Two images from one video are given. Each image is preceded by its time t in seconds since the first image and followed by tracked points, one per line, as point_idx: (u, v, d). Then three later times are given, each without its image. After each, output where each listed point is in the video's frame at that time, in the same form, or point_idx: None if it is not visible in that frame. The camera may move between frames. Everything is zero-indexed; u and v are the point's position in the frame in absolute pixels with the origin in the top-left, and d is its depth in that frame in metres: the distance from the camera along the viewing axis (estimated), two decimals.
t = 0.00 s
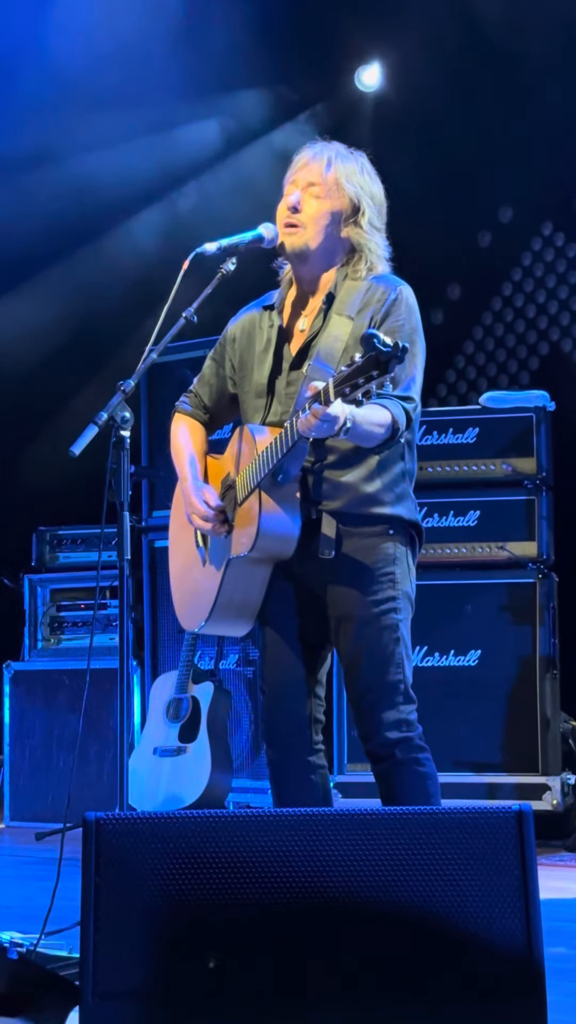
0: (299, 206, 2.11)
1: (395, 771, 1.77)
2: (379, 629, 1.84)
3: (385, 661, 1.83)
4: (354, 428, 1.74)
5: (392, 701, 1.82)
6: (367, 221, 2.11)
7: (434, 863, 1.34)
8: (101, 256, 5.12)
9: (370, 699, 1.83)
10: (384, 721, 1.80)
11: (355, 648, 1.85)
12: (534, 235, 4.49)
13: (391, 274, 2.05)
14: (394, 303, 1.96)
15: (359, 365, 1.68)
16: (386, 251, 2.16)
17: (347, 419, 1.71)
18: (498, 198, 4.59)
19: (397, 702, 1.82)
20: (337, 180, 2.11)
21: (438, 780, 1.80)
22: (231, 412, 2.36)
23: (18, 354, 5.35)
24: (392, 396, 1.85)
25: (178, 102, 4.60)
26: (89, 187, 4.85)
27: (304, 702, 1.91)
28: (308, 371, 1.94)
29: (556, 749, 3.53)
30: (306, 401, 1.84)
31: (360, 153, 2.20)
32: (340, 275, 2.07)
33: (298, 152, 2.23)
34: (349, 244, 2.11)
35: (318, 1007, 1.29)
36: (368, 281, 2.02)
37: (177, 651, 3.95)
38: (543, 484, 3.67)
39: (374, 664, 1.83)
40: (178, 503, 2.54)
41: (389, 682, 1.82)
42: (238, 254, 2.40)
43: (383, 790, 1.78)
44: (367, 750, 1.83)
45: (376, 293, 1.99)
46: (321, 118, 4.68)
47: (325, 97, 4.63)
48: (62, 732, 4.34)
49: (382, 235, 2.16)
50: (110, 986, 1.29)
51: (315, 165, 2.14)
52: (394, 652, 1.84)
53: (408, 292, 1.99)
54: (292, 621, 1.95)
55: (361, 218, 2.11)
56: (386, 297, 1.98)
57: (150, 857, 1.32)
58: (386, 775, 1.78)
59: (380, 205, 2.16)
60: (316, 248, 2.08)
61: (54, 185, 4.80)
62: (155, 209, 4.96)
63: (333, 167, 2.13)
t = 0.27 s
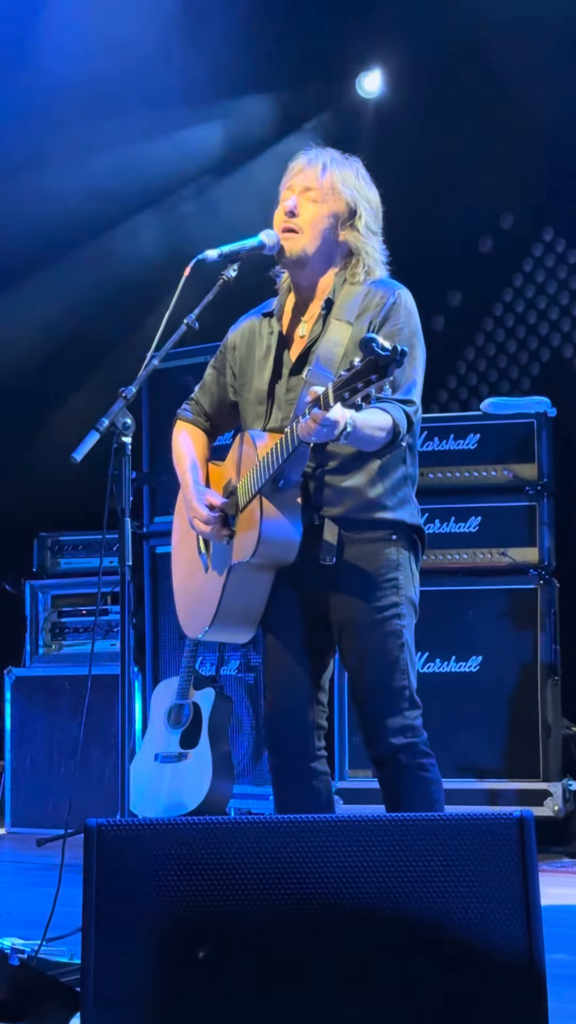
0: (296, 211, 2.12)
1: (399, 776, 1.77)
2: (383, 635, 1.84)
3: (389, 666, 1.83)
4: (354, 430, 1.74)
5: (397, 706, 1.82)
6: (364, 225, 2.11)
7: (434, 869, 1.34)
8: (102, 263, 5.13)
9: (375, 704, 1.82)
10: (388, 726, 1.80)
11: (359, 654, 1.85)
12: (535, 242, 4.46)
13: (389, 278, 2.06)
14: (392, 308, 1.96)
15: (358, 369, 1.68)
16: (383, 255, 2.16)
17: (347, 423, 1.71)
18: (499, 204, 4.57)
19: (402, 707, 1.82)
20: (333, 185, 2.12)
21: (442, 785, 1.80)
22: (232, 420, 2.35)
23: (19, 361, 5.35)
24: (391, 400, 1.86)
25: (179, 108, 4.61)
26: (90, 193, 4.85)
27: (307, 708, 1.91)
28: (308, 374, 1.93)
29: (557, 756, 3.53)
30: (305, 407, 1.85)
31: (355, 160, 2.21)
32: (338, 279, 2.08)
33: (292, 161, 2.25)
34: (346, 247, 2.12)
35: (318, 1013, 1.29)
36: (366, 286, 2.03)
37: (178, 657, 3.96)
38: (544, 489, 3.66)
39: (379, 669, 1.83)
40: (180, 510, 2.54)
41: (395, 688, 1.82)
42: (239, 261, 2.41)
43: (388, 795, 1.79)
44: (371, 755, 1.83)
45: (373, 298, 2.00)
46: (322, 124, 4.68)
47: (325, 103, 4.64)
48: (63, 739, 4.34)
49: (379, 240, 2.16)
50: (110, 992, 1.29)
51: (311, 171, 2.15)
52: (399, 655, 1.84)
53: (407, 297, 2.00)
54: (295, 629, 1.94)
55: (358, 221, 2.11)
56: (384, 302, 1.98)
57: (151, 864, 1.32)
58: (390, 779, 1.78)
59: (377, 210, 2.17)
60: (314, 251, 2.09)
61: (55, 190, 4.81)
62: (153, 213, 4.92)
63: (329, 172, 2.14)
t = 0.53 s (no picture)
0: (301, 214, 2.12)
1: (402, 783, 1.77)
2: (384, 641, 1.84)
3: (391, 673, 1.83)
4: (356, 435, 1.74)
5: (399, 712, 1.81)
6: (367, 231, 2.12)
7: (435, 875, 1.34)
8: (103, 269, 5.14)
9: (378, 710, 1.82)
10: (391, 733, 1.80)
11: (362, 660, 1.85)
12: (536, 248, 4.53)
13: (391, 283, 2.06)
14: (394, 312, 1.96)
15: (359, 372, 1.68)
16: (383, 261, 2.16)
17: (350, 426, 1.72)
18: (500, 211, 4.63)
19: (404, 713, 1.81)
20: (338, 190, 2.13)
21: (443, 791, 1.80)
22: (235, 427, 2.36)
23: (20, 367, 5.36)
24: (393, 402, 1.86)
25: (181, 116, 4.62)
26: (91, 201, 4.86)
27: (309, 714, 1.91)
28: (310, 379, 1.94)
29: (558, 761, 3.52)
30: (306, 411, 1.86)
31: (357, 167, 2.21)
32: (341, 285, 2.08)
33: (292, 168, 2.25)
34: (349, 253, 2.12)
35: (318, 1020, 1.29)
36: (368, 290, 2.03)
37: (180, 663, 3.96)
38: (545, 496, 3.66)
39: (381, 675, 1.83)
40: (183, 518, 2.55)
41: (396, 694, 1.82)
42: (240, 267, 2.41)
43: (390, 801, 1.79)
44: (373, 761, 1.83)
45: (375, 303, 2.00)
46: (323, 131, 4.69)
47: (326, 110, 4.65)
48: (64, 745, 4.34)
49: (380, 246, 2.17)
50: (111, 998, 1.30)
51: (314, 176, 2.15)
52: (401, 662, 1.84)
53: (409, 301, 1.99)
54: (298, 633, 1.95)
55: (361, 228, 2.12)
56: (386, 306, 1.98)
57: (153, 870, 1.32)
58: (393, 786, 1.78)
59: (378, 216, 2.17)
60: (318, 255, 2.09)
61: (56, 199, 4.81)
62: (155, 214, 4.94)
63: (333, 178, 2.14)
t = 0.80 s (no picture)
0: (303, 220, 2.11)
1: (402, 789, 1.77)
2: (386, 645, 1.84)
3: (392, 677, 1.83)
4: (364, 445, 1.74)
5: (400, 718, 1.81)
6: (368, 236, 2.12)
7: (436, 879, 1.34)
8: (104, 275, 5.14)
9: (377, 714, 1.82)
10: (391, 738, 1.80)
11: (363, 665, 1.85)
12: (537, 253, 4.56)
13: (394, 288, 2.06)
14: (398, 317, 1.96)
15: (356, 376, 1.70)
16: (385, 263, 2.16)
17: (356, 437, 1.72)
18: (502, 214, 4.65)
19: (404, 719, 1.81)
20: (338, 196, 2.12)
21: (443, 796, 1.80)
22: (239, 433, 2.36)
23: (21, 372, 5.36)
24: (396, 408, 1.87)
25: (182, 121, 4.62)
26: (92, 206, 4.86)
27: (309, 719, 1.91)
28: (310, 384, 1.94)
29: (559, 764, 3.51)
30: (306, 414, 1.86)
31: (357, 171, 2.21)
32: (344, 290, 2.08)
33: (293, 173, 2.24)
34: (352, 258, 2.12)
35: None
36: (372, 295, 2.03)
37: (181, 668, 3.97)
38: (547, 501, 3.66)
39: (381, 681, 1.83)
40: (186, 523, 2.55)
41: (396, 699, 1.82)
42: (241, 273, 2.42)
43: (389, 806, 1.79)
44: (373, 766, 1.83)
45: (379, 308, 2.00)
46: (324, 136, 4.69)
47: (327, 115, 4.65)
48: (66, 749, 4.34)
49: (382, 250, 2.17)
50: (113, 1004, 1.29)
51: (315, 182, 2.15)
52: (402, 668, 1.84)
53: (413, 307, 1.99)
54: (299, 637, 1.95)
55: (363, 232, 2.12)
56: (390, 312, 1.98)
57: (154, 875, 1.32)
58: (393, 791, 1.78)
59: (380, 220, 2.17)
60: (320, 259, 2.08)
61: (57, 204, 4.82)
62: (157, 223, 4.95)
63: (334, 183, 2.14)
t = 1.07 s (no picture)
0: (302, 224, 2.12)
1: (409, 790, 1.77)
2: (393, 647, 1.84)
3: (399, 680, 1.82)
4: (365, 447, 1.73)
5: (406, 720, 1.81)
6: (368, 234, 2.11)
7: (436, 882, 1.34)
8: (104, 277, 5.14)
9: (385, 718, 1.82)
10: (398, 740, 1.80)
11: (369, 668, 1.85)
12: (538, 255, 4.53)
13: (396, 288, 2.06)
14: (399, 317, 1.95)
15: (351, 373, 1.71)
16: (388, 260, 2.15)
17: (357, 438, 1.71)
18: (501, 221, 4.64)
19: (410, 720, 1.81)
20: (336, 197, 2.12)
21: (449, 798, 1.80)
22: (244, 436, 2.36)
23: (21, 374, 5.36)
24: (398, 408, 1.86)
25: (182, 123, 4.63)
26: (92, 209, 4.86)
27: (313, 721, 1.90)
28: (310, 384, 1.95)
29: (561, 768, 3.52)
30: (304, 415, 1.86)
31: (356, 170, 2.20)
32: (346, 291, 2.08)
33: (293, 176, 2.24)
34: (353, 259, 2.12)
35: None
36: (374, 296, 2.03)
37: (182, 670, 3.96)
38: (547, 504, 3.66)
39: (390, 683, 1.82)
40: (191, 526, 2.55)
41: (403, 701, 1.82)
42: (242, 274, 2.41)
43: (395, 808, 1.78)
44: (379, 769, 1.82)
45: (381, 309, 2.00)
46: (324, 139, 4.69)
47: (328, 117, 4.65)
48: (67, 753, 4.34)
49: (385, 249, 2.17)
50: (113, 1006, 1.29)
51: (313, 185, 2.15)
52: (409, 670, 1.83)
53: (415, 308, 1.99)
54: (304, 642, 1.95)
55: (363, 231, 2.11)
56: (391, 312, 1.97)
57: (155, 878, 1.32)
58: (399, 794, 1.77)
59: (380, 218, 2.17)
60: (322, 262, 2.09)
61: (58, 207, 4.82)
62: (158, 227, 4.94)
63: (331, 185, 2.14)
